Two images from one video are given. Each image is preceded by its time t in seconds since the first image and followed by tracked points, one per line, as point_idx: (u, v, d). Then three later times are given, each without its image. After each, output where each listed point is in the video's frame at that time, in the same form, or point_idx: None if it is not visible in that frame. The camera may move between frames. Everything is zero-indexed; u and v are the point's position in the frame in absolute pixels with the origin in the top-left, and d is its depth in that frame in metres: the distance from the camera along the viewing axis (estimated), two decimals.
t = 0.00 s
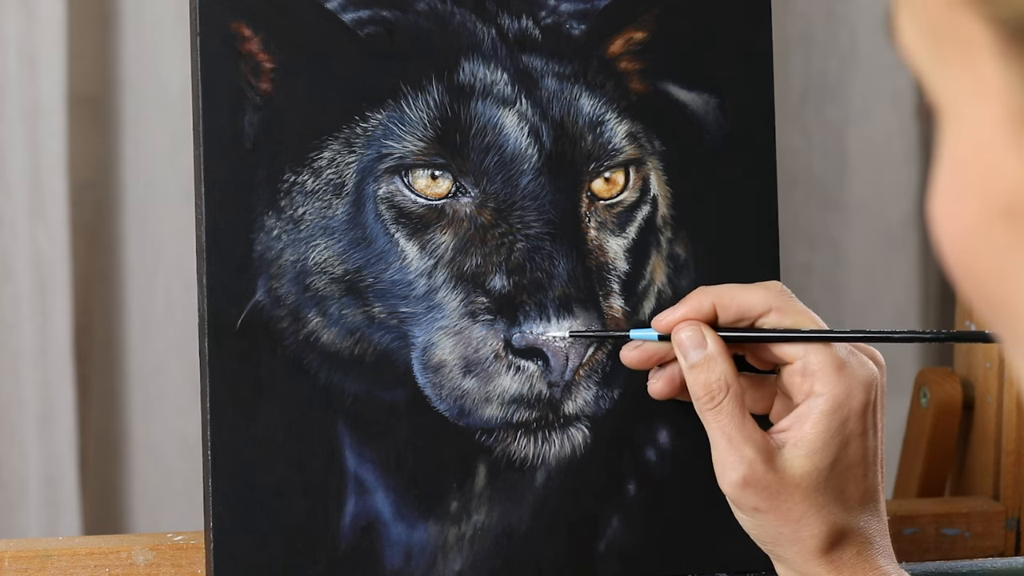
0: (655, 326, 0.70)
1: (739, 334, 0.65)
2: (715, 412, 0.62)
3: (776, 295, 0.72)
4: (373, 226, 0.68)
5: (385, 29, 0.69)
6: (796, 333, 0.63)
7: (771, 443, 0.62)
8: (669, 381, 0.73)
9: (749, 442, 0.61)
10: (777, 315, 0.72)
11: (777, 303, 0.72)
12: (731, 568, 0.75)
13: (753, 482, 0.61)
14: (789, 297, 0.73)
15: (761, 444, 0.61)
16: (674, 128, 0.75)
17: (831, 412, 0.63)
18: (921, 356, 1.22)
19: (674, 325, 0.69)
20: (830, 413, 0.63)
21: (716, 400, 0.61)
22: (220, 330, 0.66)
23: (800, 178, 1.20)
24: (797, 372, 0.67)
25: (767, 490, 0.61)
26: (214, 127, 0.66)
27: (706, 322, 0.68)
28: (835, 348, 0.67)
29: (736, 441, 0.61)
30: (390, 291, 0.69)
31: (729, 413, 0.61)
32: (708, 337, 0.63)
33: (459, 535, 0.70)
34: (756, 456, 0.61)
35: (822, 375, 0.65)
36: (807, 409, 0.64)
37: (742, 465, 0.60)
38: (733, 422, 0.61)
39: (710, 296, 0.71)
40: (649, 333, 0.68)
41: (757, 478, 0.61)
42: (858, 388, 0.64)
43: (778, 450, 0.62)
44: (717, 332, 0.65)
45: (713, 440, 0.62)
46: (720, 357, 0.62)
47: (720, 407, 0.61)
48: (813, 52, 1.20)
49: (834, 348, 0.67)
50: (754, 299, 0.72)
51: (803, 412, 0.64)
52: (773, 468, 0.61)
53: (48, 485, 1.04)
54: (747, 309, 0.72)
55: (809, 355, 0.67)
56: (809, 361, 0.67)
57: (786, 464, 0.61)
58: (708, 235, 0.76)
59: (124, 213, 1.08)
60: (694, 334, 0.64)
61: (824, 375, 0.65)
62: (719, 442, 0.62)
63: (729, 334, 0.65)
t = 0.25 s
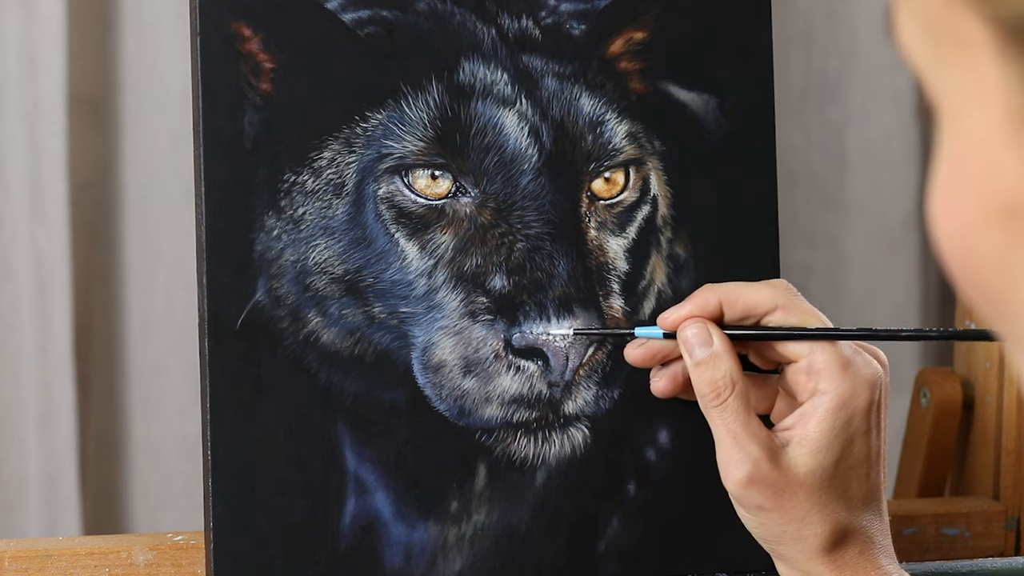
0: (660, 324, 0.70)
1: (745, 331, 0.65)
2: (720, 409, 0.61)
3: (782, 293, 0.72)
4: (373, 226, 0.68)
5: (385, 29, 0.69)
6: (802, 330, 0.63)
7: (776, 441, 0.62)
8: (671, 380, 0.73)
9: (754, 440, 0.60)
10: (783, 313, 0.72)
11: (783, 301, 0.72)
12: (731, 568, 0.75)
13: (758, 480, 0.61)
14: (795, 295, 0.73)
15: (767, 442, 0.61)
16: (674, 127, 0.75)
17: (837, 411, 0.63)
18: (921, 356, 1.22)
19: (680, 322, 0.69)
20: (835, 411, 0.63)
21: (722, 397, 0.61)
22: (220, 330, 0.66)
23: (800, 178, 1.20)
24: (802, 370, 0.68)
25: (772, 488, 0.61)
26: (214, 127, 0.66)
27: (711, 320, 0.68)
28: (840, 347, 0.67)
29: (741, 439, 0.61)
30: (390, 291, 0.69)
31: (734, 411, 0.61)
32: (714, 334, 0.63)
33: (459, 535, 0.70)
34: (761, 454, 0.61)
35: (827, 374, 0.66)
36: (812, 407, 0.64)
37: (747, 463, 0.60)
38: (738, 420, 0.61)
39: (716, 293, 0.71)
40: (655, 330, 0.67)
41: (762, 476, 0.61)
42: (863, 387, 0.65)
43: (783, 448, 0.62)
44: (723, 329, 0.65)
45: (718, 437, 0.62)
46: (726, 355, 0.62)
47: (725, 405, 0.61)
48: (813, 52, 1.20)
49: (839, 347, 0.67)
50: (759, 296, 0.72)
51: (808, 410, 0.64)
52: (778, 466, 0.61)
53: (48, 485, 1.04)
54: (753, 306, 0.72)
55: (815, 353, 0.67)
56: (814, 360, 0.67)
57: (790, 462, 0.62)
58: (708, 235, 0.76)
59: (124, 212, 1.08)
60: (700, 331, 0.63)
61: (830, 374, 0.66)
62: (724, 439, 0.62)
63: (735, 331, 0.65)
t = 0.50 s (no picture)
0: (656, 327, 0.70)
1: (740, 334, 0.65)
2: (716, 412, 0.61)
3: (777, 295, 0.72)
4: (373, 226, 0.68)
5: (385, 29, 0.69)
6: (797, 332, 0.62)
7: (772, 443, 0.62)
8: (669, 382, 0.73)
9: (749, 442, 0.61)
10: (779, 315, 0.72)
11: (779, 302, 0.72)
12: (731, 568, 0.75)
13: (754, 482, 0.60)
14: (789, 296, 0.73)
15: (762, 444, 0.61)
16: (674, 127, 0.75)
17: (832, 412, 0.63)
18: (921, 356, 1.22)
19: (675, 326, 0.69)
20: (830, 412, 0.63)
21: (717, 400, 0.61)
22: (220, 330, 0.66)
23: (800, 177, 1.20)
24: (798, 371, 0.67)
25: (768, 490, 0.61)
26: (214, 127, 0.66)
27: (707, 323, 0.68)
28: (835, 347, 0.67)
29: (737, 441, 0.61)
30: (390, 291, 0.69)
31: (729, 413, 0.61)
32: (710, 337, 0.63)
33: (459, 535, 0.70)
34: (756, 455, 0.61)
35: (823, 375, 0.66)
36: (807, 409, 0.64)
37: (743, 465, 0.60)
38: (734, 423, 0.61)
39: (712, 296, 0.71)
40: (650, 334, 0.67)
41: (758, 479, 0.61)
42: (858, 388, 0.65)
43: (779, 450, 0.62)
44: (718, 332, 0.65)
45: (713, 440, 0.62)
46: (722, 358, 0.62)
47: (721, 408, 0.61)
48: (813, 52, 1.20)
49: (835, 347, 0.67)
50: (755, 298, 0.72)
51: (803, 411, 0.64)
52: (774, 468, 0.61)
53: (48, 485, 1.04)
54: (749, 308, 0.72)
55: (810, 355, 0.67)
56: (810, 361, 0.67)
57: (787, 464, 0.62)
58: (708, 235, 0.76)
59: (124, 212, 1.08)
60: (695, 334, 0.63)
61: (825, 375, 0.65)
62: (720, 442, 0.62)
63: (729, 334, 0.65)
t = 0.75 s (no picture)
0: (658, 326, 0.70)
1: (741, 333, 0.65)
2: (718, 411, 0.61)
3: (779, 294, 0.72)
4: (373, 226, 0.68)
5: (385, 29, 0.69)
6: (799, 331, 0.62)
7: (774, 442, 0.62)
8: (670, 381, 0.73)
9: (752, 440, 0.60)
10: (780, 314, 0.72)
11: (781, 302, 0.72)
12: (731, 568, 0.75)
13: (756, 480, 0.60)
14: (791, 295, 0.73)
15: (764, 442, 0.61)
16: (674, 127, 0.75)
17: (833, 412, 0.63)
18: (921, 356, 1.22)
19: (677, 325, 0.69)
20: (832, 411, 0.63)
21: (720, 398, 0.61)
22: (220, 330, 0.66)
23: (800, 178, 1.20)
24: (799, 370, 0.68)
25: (770, 489, 0.61)
26: (214, 127, 0.66)
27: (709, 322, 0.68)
28: (837, 347, 0.67)
29: (739, 439, 0.61)
30: (390, 291, 0.69)
31: (732, 412, 0.61)
32: (712, 336, 0.63)
33: (459, 535, 0.70)
34: (759, 454, 0.60)
35: (824, 375, 0.66)
36: (809, 408, 0.64)
37: (745, 464, 0.60)
38: (736, 421, 0.61)
39: (713, 295, 0.71)
40: (652, 334, 0.67)
41: (761, 477, 0.60)
42: (860, 388, 0.65)
43: (781, 449, 0.62)
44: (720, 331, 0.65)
45: (715, 440, 0.62)
46: (724, 356, 0.62)
47: (723, 406, 0.61)
48: (813, 53, 1.20)
49: (837, 347, 0.67)
50: (757, 298, 0.72)
51: (805, 411, 0.64)
52: (776, 468, 0.61)
53: (48, 485, 1.04)
54: (751, 307, 0.72)
55: (812, 354, 0.67)
56: (811, 361, 0.67)
57: (788, 463, 0.61)
58: (708, 235, 0.76)
59: (124, 213, 1.08)
60: (697, 333, 0.63)
61: (827, 374, 0.66)
62: (722, 441, 0.61)
63: (732, 333, 0.65)
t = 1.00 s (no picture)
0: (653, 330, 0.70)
1: (737, 335, 0.65)
2: (714, 414, 0.61)
3: (774, 296, 0.72)
4: (373, 226, 0.68)
5: (385, 29, 0.69)
6: (796, 332, 0.62)
7: (770, 444, 0.62)
8: (668, 384, 0.73)
9: (748, 443, 0.60)
10: (776, 316, 0.72)
11: (776, 304, 0.72)
12: (731, 568, 0.75)
13: (752, 483, 0.60)
14: (787, 297, 0.73)
15: (761, 445, 0.61)
16: (674, 127, 0.75)
17: (830, 413, 0.63)
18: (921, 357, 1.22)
19: (673, 328, 0.69)
20: (829, 412, 0.63)
21: (715, 401, 0.61)
22: (220, 330, 0.66)
23: (800, 178, 1.20)
24: (796, 372, 0.67)
25: (767, 490, 0.61)
26: (214, 127, 0.66)
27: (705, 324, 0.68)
28: (833, 348, 0.67)
29: (736, 442, 0.61)
30: (390, 291, 0.69)
31: (728, 415, 0.61)
32: (708, 339, 0.63)
33: (459, 535, 0.70)
34: (755, 456, 0.61)
35: (821, 376, 0.66)
36: (807, 409, 0.64)
37: (742, 466, 0.60)
38: (732, 424, 0.61)
39: (709, 297, 0.71)
40: (648, 337, 0.67)
41: (757, 479, 0.60)
42: (856, 388, 0.65)
43: (778, 450, 0.62)
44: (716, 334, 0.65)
45: (712, 442, 0.62)
46: (720, 359, 0.62)
47: (719, 409, 0.61)
48: (813, 53, 1.20)
49: (833, 348, 0.67)
50: (752, 300, 0.72)
51: (803, 412, 0.64)
52: (773, 469, 0.61)
53: (48, 485, 1.04)
54: (747, 310, 0.72)
55: (808, 355, 0.67)
56: (808, 362, 0.67)
57: (786, 465, 0.62)
58: (708, 235, 0.76)
59: (124, 213, 1.08)
60: (693, 335, 0.63)
61: (823, 375, 0.65)
62: (719, 443, 0.62)
63: (728, 334, 0.65)
